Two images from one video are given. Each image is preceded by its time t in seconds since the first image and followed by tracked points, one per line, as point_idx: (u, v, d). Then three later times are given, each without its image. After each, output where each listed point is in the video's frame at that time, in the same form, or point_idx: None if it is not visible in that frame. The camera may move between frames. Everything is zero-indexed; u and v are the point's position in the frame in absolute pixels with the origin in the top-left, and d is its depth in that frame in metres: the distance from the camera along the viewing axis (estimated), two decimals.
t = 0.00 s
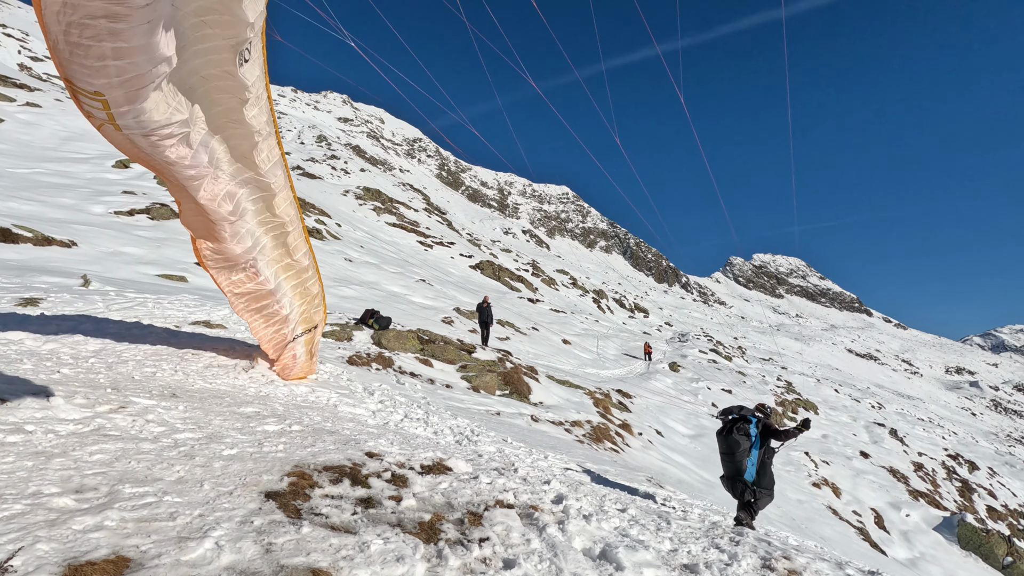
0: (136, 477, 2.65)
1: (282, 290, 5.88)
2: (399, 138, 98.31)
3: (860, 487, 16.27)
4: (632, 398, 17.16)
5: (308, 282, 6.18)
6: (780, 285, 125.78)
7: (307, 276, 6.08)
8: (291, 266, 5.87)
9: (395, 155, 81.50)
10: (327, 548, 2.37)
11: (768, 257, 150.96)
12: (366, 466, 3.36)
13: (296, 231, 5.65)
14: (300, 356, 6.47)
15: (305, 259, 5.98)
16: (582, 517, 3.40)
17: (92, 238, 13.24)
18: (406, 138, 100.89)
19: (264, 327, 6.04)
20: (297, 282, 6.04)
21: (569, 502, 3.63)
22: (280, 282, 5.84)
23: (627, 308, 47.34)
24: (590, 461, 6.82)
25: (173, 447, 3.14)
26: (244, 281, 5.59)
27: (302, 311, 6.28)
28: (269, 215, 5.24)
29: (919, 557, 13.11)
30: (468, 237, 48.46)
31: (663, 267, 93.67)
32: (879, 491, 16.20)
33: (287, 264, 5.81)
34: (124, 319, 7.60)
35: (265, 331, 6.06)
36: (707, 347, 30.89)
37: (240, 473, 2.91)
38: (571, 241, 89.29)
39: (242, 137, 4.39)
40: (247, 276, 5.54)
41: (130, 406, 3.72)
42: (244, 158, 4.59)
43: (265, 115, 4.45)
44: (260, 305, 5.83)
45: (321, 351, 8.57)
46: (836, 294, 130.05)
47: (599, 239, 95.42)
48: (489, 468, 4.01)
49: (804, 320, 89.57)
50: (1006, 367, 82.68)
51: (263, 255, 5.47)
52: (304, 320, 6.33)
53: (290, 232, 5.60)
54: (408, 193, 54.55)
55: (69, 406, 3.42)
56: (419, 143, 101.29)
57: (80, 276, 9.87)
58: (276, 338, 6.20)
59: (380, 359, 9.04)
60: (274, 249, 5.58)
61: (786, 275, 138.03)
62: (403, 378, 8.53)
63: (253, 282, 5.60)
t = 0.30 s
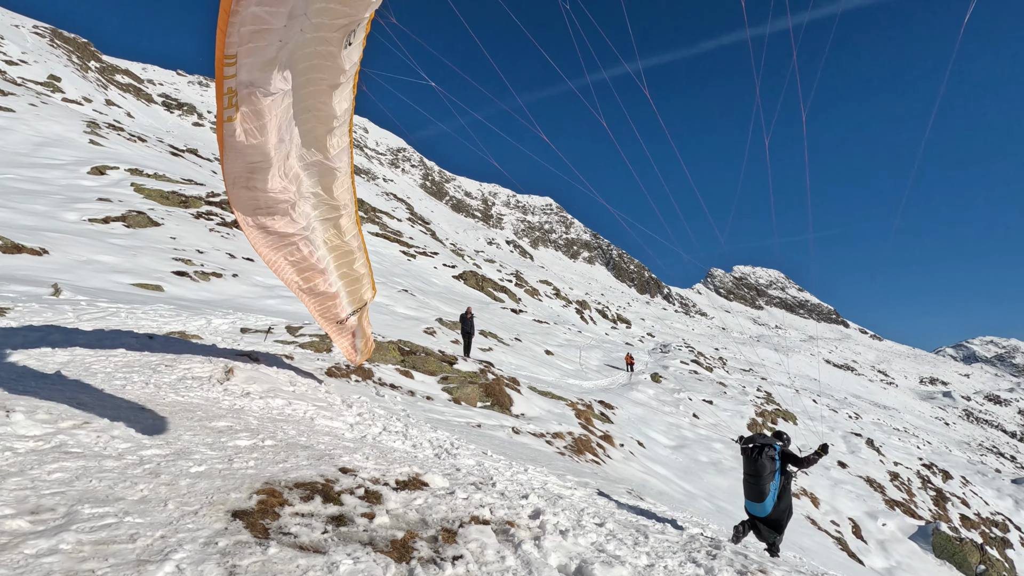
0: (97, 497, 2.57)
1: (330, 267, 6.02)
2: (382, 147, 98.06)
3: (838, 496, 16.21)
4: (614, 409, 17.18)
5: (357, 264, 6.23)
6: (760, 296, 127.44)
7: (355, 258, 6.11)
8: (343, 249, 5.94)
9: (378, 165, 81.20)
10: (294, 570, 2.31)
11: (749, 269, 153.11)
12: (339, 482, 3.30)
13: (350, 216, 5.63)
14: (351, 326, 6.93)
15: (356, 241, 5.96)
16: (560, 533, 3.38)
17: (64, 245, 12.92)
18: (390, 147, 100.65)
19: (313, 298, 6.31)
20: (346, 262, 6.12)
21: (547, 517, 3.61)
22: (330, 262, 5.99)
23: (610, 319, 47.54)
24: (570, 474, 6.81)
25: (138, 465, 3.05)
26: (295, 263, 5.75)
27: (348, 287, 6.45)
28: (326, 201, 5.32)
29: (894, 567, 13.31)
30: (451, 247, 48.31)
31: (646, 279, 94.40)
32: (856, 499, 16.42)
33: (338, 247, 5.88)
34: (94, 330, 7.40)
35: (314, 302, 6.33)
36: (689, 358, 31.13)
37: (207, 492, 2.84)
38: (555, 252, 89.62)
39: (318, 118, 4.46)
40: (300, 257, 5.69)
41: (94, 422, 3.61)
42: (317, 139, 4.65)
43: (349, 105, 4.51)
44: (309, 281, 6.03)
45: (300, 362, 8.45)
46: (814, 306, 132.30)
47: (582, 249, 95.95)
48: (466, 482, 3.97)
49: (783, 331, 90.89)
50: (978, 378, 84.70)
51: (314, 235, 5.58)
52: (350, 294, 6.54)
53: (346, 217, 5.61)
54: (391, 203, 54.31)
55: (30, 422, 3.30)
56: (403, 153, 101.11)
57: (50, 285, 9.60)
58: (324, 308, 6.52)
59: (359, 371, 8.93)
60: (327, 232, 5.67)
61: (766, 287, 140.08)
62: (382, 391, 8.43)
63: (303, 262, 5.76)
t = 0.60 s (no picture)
0: (41, 512, 2.45)
1: (366, 246, 5.73)
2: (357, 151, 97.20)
3: (804, 500, 16.59)
4: (586, 415, 17.27)
5: (391, 244, 5.95)
6: (729, 303, 130.15)
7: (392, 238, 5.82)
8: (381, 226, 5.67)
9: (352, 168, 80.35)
10: None
11: (719, 277, 156.29)
12: (301, 492, 3.23)
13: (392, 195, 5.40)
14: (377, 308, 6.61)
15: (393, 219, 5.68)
16: (528, 541, 3.38)
17: (18, 246, 12.41)
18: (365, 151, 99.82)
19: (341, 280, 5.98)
20: (381, 242, 5.83)
21: (514, 524, 3.59)
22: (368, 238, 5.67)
23: (584, 325, 47.90)
24: (542, 480, 6.82)
25: (88, 477, 2.92)
26: (334, 240, 5.41)
27: (379, 269, 6.15)
28: (377, 176, 5.11)
29: (856, 568, 13.69)
30: (426, 252, 48.08)
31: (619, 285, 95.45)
32: (821, 502, 16.84)
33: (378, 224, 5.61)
34: (48, 334, 7.11)
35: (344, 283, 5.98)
36: (660, 364, 31.57)
37: (161, 504, 2.74)
38: (529, 258, 89.98)
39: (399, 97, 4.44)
40: (341, 235, 5.39)
41: (43, 431, 3.46)
42: (388, 116, 4.57)
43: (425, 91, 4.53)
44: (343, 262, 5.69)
45: (267, 367, 8.26)
46: (781, 314, 135.71)
47: (557, 256, 96.56)
48: (434, 491, 3.92)
49: (751, 338, 92.92)
50: (935, 384, 87.97)
51: (357, 212, 5.31)
52: (380, 276, 6.25)
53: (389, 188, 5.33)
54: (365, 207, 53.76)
55: None
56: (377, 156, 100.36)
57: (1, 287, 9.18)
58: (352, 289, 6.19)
59: (329, 377, 8.77)
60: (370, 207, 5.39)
61: (736, 294, 143.15)
62: (352, 397, 8.29)
63: (342, 241, 5.44)
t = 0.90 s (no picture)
0: None
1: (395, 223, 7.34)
2: (324, 146, 95.29)
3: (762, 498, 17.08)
4: (553, 415, 17.35)
5: (413, 233, 7.69)
6: (694, 305, 132.90)
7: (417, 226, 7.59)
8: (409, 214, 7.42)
9: (319, 164, 78.77)
10: None
11: (684, 279, 159.48)
12: (251, 499, 3.13)
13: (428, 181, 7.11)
14: (393, 294, 8.11)
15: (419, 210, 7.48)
16: (488, 544, 3.36)
17: None
18: (333, 147, 97.93)
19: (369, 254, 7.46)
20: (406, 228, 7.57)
21: (473, 528, 3.57)
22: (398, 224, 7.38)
23: (552, 325, 48.13)
24: (506, 481, 6.82)
25: (19, 486, 2.77)
26: (374, 217, 7.09)
27: (399, 252, 7.77)
28: (421, 164, 6.82)
29: (811, 562, 14.18)
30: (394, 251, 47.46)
31: (587, 287, 96.36)
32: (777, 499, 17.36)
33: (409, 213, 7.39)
34: None
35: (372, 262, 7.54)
36: (626, 365, 31.96)
37: (97, 514, 2.61)
38: (499, 258, 89.90)
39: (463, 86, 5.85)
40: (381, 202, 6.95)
41: None
42: (447, 109, 6.14)
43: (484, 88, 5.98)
44: (374, 242, 7.33)
45: (224, 367, 8.01)
46: (743, 316, 139.36)
47: (526, 256, 96.75)
48: (392, 495, 3.86)
49: (715, 340, 95.11)
50: (886, 385, 91.78)
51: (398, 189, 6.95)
52: (398, 260, 7.86)
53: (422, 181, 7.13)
54: (332, 204, 52.72)
55: None
56: (346, 152, 98.59)
57: None
58: (374, 271, 7.75)
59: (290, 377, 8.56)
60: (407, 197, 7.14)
61: (700, 297, 146.28)
62: (314, 398, 8.12)
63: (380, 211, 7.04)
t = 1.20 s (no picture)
0: None
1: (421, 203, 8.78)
2: (288, 141, 93.02)
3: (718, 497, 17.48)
4: (515, 416, 17.34)
5: (431, 221, 9.19)
6: (658, 308, 135.41)
7: (435, 216, 9.13)
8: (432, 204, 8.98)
9: (283, 158, 76.79)
10: None
11: (649, 282, 162.36)
12: (169, 511, 3.00)
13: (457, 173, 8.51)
14: (398, 279, 9.69)
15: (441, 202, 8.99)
16: (427, 552, 3.30)
17: None
18: (297, 141, 95.71)
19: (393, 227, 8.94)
20: (425, 216, 9.08)
21: (413, 536, 3.50)
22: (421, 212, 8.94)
23: (518, 326, 48.21)
24: (461, 484, 6.74)
25: None
26: (404, 198, 8.54)
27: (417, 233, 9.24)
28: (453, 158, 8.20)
29: (763, 558, 14.59)
30: (359, 248, 46.71)
31: (554, 288, 97.03)
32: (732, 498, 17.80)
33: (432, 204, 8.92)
34: None
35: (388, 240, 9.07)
36: (590, 366, 32.27)
37: None
38: (466, 258, 89.56)
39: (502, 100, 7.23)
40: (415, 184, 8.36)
41: None
42: (485, 118, 7.53)
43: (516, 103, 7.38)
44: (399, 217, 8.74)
45: (169, 368, 7.68)
46: (705, 319, 142.77)
47: (494, 257, 96.66)
48: (331, 501, 3.77)
49: (677, 341, 97.09)
50: (838, 386, 95.53)
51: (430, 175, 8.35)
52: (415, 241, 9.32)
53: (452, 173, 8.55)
54: (295, 199, 51.52)
55: None
56: (311, 147, 96.48)
57: None
58: (391, 248, 9.25)
59: (239, 378, 8.26)
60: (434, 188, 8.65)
61: (664, 299, 149.21)
62: (264, 399, 7.86)
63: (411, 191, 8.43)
